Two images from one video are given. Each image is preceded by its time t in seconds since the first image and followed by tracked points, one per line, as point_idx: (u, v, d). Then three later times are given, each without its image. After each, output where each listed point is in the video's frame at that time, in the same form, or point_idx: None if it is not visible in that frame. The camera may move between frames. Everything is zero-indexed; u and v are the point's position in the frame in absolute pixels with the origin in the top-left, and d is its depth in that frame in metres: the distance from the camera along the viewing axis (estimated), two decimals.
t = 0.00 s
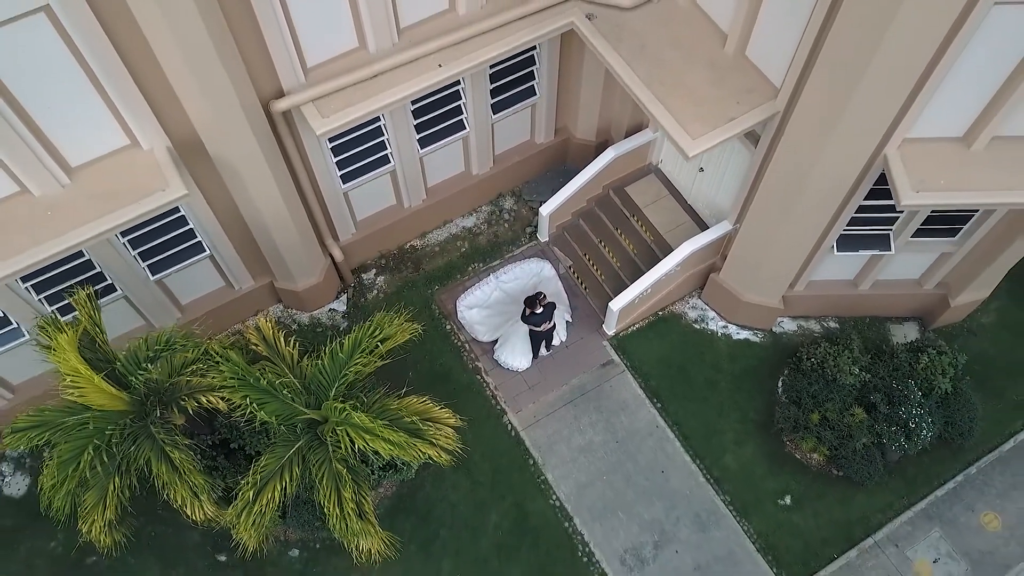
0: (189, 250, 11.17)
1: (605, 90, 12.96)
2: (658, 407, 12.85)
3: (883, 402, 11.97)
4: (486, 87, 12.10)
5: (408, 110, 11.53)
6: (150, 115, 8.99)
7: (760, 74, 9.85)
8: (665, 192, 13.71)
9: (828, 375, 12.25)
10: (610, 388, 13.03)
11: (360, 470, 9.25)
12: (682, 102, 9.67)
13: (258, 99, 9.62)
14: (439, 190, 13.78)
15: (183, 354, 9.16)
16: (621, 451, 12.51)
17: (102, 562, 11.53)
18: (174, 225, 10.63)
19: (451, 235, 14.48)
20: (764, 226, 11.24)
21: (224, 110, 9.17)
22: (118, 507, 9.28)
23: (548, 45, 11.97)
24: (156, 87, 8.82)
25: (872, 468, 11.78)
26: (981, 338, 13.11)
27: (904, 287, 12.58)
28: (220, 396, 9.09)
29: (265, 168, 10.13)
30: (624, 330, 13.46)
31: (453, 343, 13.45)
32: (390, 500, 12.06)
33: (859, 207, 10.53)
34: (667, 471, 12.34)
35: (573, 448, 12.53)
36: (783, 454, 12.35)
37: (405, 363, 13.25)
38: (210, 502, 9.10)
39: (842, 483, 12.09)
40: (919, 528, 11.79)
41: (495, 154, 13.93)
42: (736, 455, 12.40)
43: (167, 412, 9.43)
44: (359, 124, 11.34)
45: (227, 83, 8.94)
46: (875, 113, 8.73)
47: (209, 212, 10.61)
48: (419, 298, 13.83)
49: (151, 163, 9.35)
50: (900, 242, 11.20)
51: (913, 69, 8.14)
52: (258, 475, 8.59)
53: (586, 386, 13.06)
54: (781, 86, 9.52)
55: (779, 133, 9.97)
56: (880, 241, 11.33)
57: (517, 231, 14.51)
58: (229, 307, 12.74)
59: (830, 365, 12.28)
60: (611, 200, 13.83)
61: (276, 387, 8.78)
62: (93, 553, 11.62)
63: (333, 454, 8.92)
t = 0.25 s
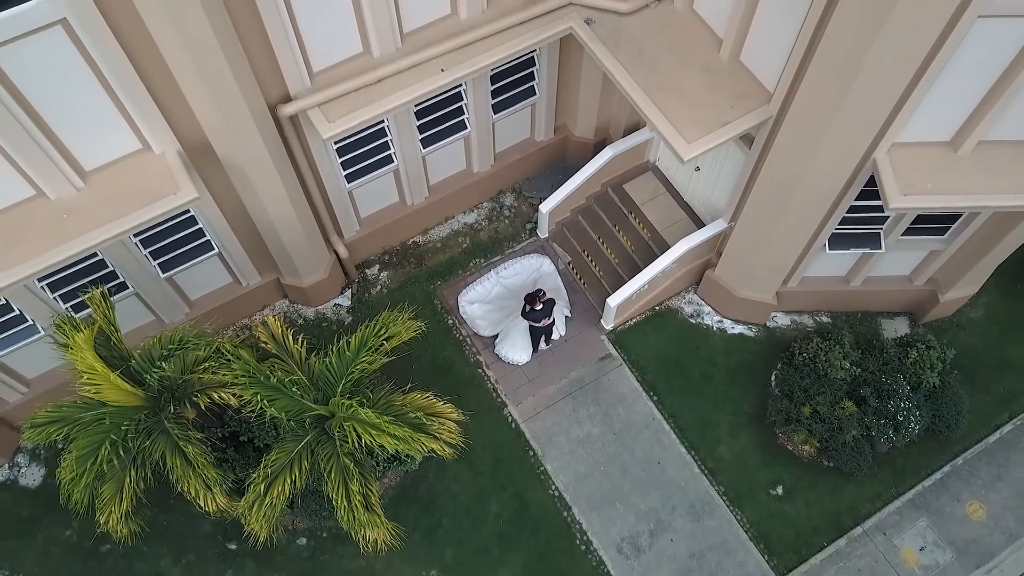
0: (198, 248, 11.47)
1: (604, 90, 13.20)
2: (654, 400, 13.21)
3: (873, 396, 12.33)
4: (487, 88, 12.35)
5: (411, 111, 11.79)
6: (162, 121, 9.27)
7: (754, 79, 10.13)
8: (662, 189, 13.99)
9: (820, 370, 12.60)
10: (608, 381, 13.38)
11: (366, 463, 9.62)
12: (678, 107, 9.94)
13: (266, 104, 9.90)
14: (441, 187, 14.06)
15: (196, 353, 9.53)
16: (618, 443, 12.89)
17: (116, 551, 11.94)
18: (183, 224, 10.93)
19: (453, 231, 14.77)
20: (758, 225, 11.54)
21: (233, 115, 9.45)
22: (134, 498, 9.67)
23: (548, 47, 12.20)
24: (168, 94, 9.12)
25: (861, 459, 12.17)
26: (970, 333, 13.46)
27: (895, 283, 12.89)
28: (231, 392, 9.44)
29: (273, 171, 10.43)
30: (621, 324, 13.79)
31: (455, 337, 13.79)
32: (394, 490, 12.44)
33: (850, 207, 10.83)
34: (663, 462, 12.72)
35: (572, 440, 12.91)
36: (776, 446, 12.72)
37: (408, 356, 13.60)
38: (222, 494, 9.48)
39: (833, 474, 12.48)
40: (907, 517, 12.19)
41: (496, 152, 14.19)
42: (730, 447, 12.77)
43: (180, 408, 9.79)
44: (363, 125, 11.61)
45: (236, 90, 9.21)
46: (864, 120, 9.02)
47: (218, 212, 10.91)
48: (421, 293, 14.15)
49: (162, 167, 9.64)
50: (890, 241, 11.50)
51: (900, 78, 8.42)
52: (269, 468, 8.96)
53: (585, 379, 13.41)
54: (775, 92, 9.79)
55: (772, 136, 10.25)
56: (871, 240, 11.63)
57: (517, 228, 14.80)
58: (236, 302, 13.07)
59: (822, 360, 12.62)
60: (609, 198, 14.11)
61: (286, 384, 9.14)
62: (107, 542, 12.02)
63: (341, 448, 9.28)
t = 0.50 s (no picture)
0: (207, 248, 11.78)
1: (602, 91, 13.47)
2: (651, 394, 13.56)
3: (863, 391, 12.70)
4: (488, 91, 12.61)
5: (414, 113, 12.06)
6: (174, 128, 9.59)
7: (748, 85, 10.42)
8: (659, 188, 14.29)
9: (812, 365, 12.95)
10: (605, 376, 13.74)
11: (372, 458, 9.98)
12: (674, 112, 10.25)
13: (273, 110, 10.19)
14: (444, 186, 14.36)
15: (207, 352, 9.88)
16: (615, 436, 13.26)
17: (130, 540, 12.35)
18: (193, 225, 11.23)
19: (455, 228, 15.08)
20: (751, 225, 11.84)
21: (242, 122, 9.74)
22: (148, 491, 10.03)
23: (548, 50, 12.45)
24: (180, 101, 9.42)
25: (851, 452, 12.56)
26: (959, 328, 13.80)
27: (886, 280, 13.21)
28: (242, 390, 9.79)
29: (280, 173, 10.73)
30: (619, 320, 14.13)
31: (457, 333, 14.12)
32: (398, 481, 12.83)
33: (841, 208, 11.13)
34: (659, 455, 13.10)
35: (571, 433, 13.28)
36: (769, 438, 13.10)
37: (411, 351, 13.94)
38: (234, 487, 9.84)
39: (823, 466, 12.86)
40: (895, 508, 12.58)
41: (497, 151, 14.47)
42: (724, 439, 13.15)
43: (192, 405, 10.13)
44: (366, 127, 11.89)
45: (245, 98, 9.50)
46: (853, 127, 9.32)
47: (226, 213, 11.22)
48: (423, 289, 14.47)
49: (173, 171, 9.96)
50: (880, 240, 11.80)
51: (888, 87, 8.72)
52: (279, 462, 9.32)
53: (583, 373, 13.77)
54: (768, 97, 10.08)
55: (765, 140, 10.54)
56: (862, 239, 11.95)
57: (517, 225, 15.10)
58: (243, 299, 13.40)
59: (813, 355, 12.98)
60: (608, 196, 14.41)
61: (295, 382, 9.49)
62: (121, 532, 12.43)
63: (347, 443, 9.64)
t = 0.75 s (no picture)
0: (215, 248, 12.10)
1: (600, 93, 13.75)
2: (647, 389, 13.93)
3: (853, 386, 13.08)
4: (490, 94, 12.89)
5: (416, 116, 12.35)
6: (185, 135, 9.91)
7: (742, 91, 10.73)
8: (656, 187, 14.60)
9: (803, 362, 13.32)
10: (603, 371, 14.10)
11: (378, 453, 10.36)
12: (670, 118, 10.56)
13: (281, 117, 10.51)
14: (446, 186, 14.66)
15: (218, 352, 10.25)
16: (612, 429, 13.64)
17: (142, 531, 12.77)
18: (202, 227, 11.54)
19: (456, 226, 15.39)
20: (745, 226, 12.17)
21: (250, 129, 10.05)
22: (161, 485, 10.40)
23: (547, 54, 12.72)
24: (190, 109, 9.73)
25: (841, 446, 12.95)
26: (948, 325, 14.16)
27: (877, 278, 13.54)
28: (251, 388, 10.15)
29: (287, 177, 11.04)
30: (616, 317, 14.48)
31: (458, 329, 14.47)
32: (402, 474, 13.23)
33: (832, 210, 11.45)
34: (655, 448, 13.48)
35: (569, 427, 13.66)
36: (761, 432, 13.48)
37: (414, 347, 14.28)
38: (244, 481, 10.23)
39: (815, 459, 13.25)
40: (884, 499, 12.98)
41: (498, 151, 14.75)
42: (718, 433, 13.53)
43: (203, 402, 10.49)
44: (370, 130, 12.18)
45: (254, 106, 9.80)
46: (843, 135, 9.63)
47: (235, 215, 11.55)
48: (426, 287, 14.80)
49: (184, 176, 10.28)
50: (870, 241, 12.12)
51: (876, 98, 9.02)
52: (288, 458, 9.70)
53: (582, 369, 14.13)
54: (761, 104, 10.39)
55: (759, 144, 10.85)
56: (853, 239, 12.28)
57: (517, 223, 15.40)
58: (250, 296, 13.74)
59: (805, 352, 13.35)
60: (606, 195, 14.72)
61: (303, 381, 9.86)
62: (133, 523, 12.83)
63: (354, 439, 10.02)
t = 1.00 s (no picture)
0: (224, 249, 12.42)
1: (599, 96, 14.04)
2: (644, 385, 14.30)
3: (843, 383, 13.45)
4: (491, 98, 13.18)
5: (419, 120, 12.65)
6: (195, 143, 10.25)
7: (736, 99, 11.05)
8: (653, 188, 14.92)
9: (796, 359, 13.69)
10: (601, 368, 14.47)
11: (383, 450, 10.74)
12: (665, 124, 10.90)
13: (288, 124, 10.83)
14: (447, 186, 14.97)
15: (228, 353, 10.61)
16: (609, 425, 14.02)
17: (154, 524, 13.18)
18: (211, 229, 11.85)
19: (457, 226, 15.71)
20: (739, 228, 12.49)
21: (259, 137, 10.36)
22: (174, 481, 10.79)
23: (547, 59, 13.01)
24: (201, 117, 10.04)
25: (832, 441, 13.33)
26: (938, 323, 14.51)
27: (868, 277, 13.88)
28: (261, 388, 10.52)
29: (293, 181, 11.35)
30: (614, 315, 14.83)
31: (460, 327, 14.82)
32: (405, 468, 13.62)
33: (824, 213, 11.77)
34: (651, 443, 13.87)
35: (568, 422, 14.04)
36: (755, 427, 13.86)
37: (417, 345, 14.63)
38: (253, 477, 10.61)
39: (806, 454, 13.64)
40: (873, 493, 13.38)
41: (498, 152, 15.05)
42: (713, 429, 13.91)
43: (213, 401, 10.86)
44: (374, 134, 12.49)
45: (262, 116, 10.11)
46: (833, 143, 9.95)
47: (242, 218, 11.88)
48: (428, 285, 15.14)
49: (195, 182, 10.62)
50: (861, 242, 12.45)
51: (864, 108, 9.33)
52: (296, 455, 10.08)
53: (580, 366, 14.50)
54: (754, 112, 10.71)
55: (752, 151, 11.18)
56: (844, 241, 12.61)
57: (518, 223, 15.71)
58: (256, 295, 14.07)
59: (797, 350, 13.71)
60: (604, 196, 15.03)
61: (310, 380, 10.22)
62: (144, 515, 13.24)
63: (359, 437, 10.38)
